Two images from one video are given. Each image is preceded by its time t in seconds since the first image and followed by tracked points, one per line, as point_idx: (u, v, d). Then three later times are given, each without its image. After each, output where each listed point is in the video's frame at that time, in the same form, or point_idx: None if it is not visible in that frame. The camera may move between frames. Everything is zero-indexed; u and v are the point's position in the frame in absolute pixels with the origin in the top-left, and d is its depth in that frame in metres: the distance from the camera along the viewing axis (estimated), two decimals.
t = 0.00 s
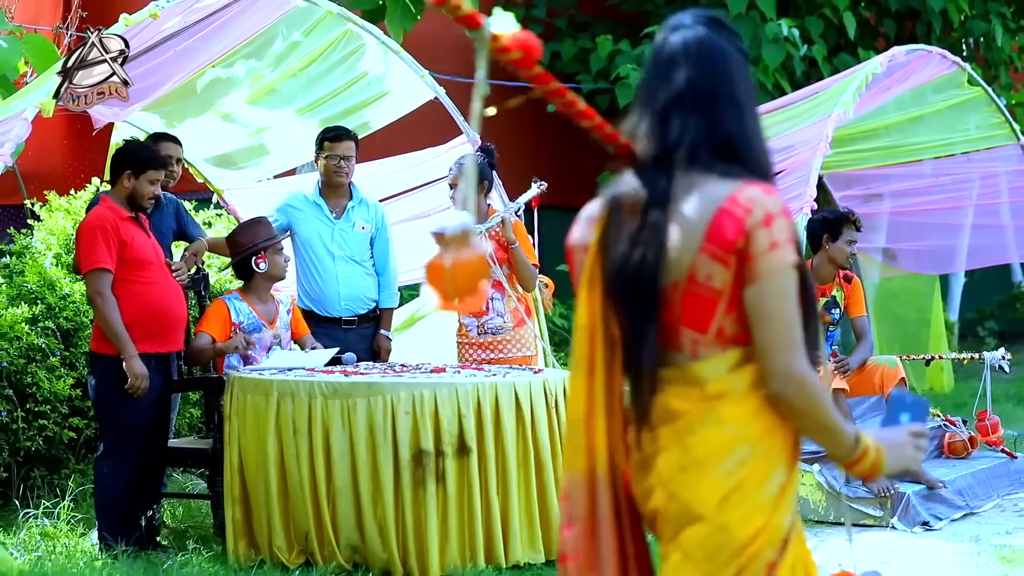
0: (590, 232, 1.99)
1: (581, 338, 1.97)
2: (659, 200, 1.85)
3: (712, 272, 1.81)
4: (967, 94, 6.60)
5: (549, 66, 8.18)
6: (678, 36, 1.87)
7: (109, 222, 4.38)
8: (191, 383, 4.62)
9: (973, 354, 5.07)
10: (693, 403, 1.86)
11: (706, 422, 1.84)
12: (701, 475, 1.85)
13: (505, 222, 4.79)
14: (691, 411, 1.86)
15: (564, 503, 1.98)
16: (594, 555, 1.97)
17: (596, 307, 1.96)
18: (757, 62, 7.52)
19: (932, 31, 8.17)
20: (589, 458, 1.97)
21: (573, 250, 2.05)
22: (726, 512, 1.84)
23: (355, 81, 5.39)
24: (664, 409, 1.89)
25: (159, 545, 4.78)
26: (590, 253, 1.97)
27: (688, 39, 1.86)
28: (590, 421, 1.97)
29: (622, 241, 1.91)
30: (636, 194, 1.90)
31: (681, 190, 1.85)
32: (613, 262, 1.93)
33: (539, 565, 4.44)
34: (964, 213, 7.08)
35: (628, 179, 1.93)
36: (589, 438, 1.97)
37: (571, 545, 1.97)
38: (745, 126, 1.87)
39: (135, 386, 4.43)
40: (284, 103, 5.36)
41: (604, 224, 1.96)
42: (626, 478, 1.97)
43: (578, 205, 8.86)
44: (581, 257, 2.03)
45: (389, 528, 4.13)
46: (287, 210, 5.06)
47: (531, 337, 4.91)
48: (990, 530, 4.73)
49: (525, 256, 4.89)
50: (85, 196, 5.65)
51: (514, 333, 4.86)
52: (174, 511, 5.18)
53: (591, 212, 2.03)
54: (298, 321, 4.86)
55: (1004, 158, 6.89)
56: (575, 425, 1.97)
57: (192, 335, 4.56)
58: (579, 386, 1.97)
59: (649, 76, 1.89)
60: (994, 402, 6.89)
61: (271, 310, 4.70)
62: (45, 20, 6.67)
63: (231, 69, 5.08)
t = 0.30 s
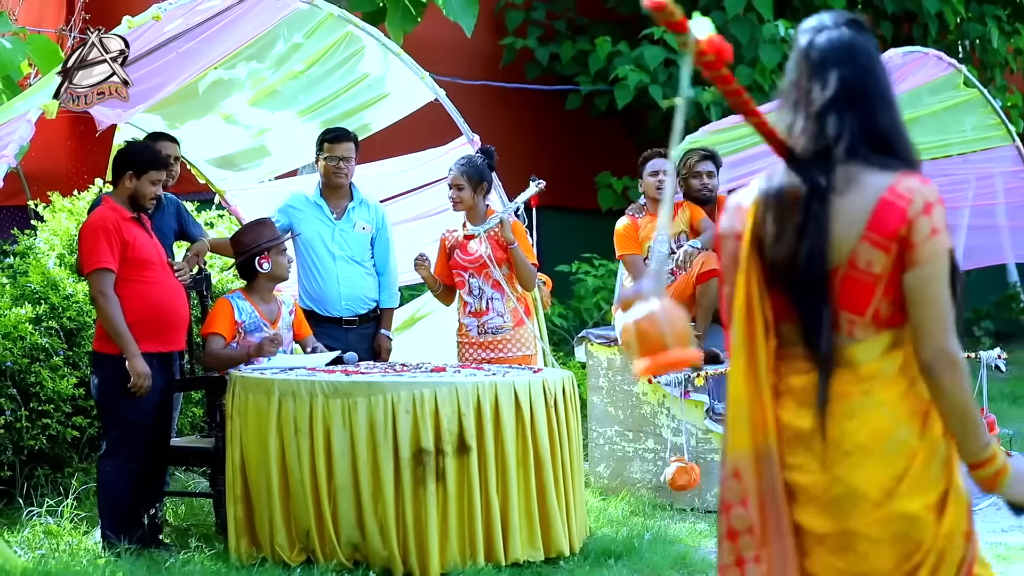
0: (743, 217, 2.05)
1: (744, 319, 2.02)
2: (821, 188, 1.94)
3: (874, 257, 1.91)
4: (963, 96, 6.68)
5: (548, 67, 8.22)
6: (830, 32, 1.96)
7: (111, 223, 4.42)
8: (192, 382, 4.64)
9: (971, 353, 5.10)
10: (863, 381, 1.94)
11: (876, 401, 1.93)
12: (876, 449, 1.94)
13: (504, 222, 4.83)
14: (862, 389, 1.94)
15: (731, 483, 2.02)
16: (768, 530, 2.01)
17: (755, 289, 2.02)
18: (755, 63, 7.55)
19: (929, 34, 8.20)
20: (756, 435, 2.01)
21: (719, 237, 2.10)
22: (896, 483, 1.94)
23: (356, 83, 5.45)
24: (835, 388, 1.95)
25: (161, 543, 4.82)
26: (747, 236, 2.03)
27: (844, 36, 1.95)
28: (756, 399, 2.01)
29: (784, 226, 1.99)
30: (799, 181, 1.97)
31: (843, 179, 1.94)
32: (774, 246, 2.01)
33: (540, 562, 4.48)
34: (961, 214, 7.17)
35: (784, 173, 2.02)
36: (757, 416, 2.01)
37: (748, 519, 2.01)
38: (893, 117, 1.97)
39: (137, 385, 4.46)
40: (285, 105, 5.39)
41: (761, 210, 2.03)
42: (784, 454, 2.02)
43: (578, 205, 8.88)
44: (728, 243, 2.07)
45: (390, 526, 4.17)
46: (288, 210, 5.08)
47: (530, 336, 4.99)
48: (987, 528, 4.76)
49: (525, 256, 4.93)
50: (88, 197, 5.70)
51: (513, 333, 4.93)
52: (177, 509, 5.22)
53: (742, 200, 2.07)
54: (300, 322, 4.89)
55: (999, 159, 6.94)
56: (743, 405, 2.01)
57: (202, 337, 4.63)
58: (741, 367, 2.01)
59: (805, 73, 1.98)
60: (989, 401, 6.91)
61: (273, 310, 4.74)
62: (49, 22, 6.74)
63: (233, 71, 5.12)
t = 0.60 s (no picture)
0: (878, 230, 2.33)
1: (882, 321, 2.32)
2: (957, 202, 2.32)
3: (1012, 257, 2.28)
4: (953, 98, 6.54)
5: (541, 69, 8.27)
6: (949, 52, 2.38)
7: (108, 223, 4.46)
8: (186, 382, 4.68)
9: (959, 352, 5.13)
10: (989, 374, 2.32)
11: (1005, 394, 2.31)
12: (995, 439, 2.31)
13: (496, 222, 4.86)
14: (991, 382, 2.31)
15: (874, 474, 2.30)
16: (908, 517, 2.31)
17: (890, 298, 2.33)
18: (745, 64, 7.58)
19: (918, 35, 8.24)
20: (895, 430, 2.31)
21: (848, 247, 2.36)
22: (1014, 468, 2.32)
23: (351, 84, 5.50)
24: (967, 385, 2.32)
25: (156, 541, 4.86)
26: (880, 251, 2.33)
27: (965, 55, 2.37)
28: (895, 397, 2.31)
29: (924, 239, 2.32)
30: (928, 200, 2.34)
31: (979, 185, 2.32)
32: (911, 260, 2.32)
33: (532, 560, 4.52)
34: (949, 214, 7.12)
35: (918, 179, 2.39)
36: (896, 412, 2.31)
37: (894, 509, 2.28)
38: (1018, 129, 2.37)
39: (134, 384, 4.51)
40: (280, 106, 5.42)
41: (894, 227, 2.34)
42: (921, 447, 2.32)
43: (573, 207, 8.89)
44: (859, 253, 2.35)
45: (383, 525, 4.21)
46: (283, 210, 5.10)
47: (522, 336, 5.09)
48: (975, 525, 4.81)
49: (516, 256, 4.98)
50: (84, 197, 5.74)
51: (505, 332, 5.02)
52: (172, 507, 5.26)
53: (869, 211, 2.35)
54: (297, 321, 4.94)
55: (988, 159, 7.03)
56: (884, 404, 2.29)
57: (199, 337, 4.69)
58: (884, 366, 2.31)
59: (931, 88, 2.40)
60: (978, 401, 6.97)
61: (271, 309, 4.80)
62: (46, 22, 6.80)
63: (228, 73, 5.15)
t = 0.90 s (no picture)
0: (951, 219, 2.57)
1: (962, 304, 2.55)
2: None
3: None
4: (933, 98, 6.74)
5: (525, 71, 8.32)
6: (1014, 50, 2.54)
7: (95, 223, 4.50)
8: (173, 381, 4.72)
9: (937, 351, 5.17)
10: None
11: None
12: None
13: (479, 223, 4.93)
14: None
15: (967, 450, 2.52)
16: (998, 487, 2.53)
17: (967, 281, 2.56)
18: (726, 66, 7.61)
19: (898, 37, 8.29)
20: (984, 407, 2.54)
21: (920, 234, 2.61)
22: None
23: (336, 86, 5.54)
24: None
25: (143, 539, 4.90)
26: (955, 236, 2.57)
27: None
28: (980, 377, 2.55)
29: (998, 225, 2.55)
30: (1003, 189, 2.54)
31: None
32: (985, 246, 2.57)
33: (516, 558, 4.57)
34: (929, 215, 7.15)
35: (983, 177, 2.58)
36: (983, 391, 2.54)
37: (984, 481, 2.51)
38: None
39: (120, 383, 4.53)
40: (265, 108, 5.45)
41: (969, 215, 2.56)
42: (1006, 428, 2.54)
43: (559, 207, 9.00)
44: (931, 239, 2.59)
45: (368, 523, 4.25)
46: (268, 211, 5.13)
47: (505, 334, 5.15)
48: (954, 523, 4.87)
49: (498, 257, 5.06)
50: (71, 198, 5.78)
51: (488, 332, 5.08)
52: (158, 506, 5.30)
53: (940, 199, 2.59)
54: (283, 320, 4.99)
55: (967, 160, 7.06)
56: (972, 381, 2.53)
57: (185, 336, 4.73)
58: (968, 345, 2.55)
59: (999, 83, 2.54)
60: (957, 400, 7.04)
61: (258, 309, 4.85)
62: (34, 24, 6.86)
63: (214, 75, 5.19)
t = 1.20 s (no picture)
0: (974, 226, 2.74)
1: (992, 301, 2.72)
2: None
3: None
4: (902, 103, 6.83)
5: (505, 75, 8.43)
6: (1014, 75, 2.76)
7: (84, 226, 4.61)
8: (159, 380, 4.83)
9: (906, 349, 5.29)
10: None
11: None
12: None
13: (457, 225, 5.06)
14: None
15: (1011, 430, 2.71)
16: None
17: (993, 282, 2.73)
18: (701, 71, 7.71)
19: (869, 42, 8.40)
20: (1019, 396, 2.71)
21: (946, 241, 2.78)
22: None
23: (318, 91, 5.61)
24: None
25: (130, 534, 5.01)
26: (980, 240, 2.74)
27: None
28: (1012, 365, 2.73)
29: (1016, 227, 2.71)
30: (1017, 194, 2.72)
31: None
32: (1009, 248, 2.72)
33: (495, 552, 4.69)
34: (900, 216, 7.27)
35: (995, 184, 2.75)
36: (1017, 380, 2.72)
37: None
38: None
39: (108, 382, 4.64)
40: (249, 112, 5.54)
41: (991, 222, 2.73)
42: None
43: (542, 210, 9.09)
44: (958, 246, 2.76)
45: (350, 518, 4.36)
46: (254, 213, 5.22)
47: (483, 334, 5.30)
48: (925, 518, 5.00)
49: (477, 258, 5.20)
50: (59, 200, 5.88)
51: (466, 332, 5.22)
52: (145, 501, 5.40)
53: (963, 208, 2.76)
54: (270, 320, 5.09)
55: (938, 163, 7.14)
56: (1009, 368, 2.71)
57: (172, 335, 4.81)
58: (1000, 339, 2.72)
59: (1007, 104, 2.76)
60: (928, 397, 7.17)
61: (244, 309, 4.96)
62: (24, 31, 7.00)
63: (200, 79, 5.29)
